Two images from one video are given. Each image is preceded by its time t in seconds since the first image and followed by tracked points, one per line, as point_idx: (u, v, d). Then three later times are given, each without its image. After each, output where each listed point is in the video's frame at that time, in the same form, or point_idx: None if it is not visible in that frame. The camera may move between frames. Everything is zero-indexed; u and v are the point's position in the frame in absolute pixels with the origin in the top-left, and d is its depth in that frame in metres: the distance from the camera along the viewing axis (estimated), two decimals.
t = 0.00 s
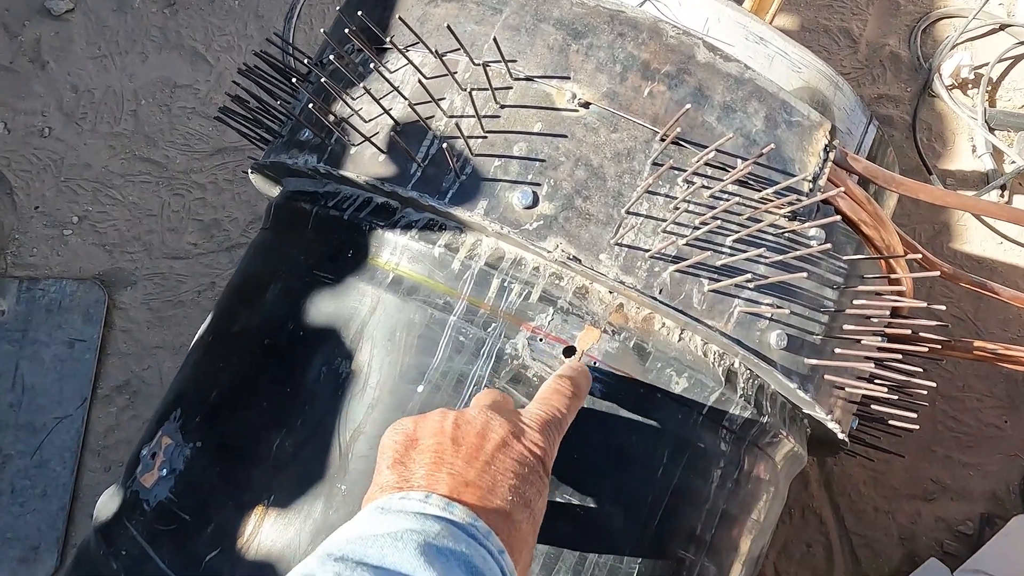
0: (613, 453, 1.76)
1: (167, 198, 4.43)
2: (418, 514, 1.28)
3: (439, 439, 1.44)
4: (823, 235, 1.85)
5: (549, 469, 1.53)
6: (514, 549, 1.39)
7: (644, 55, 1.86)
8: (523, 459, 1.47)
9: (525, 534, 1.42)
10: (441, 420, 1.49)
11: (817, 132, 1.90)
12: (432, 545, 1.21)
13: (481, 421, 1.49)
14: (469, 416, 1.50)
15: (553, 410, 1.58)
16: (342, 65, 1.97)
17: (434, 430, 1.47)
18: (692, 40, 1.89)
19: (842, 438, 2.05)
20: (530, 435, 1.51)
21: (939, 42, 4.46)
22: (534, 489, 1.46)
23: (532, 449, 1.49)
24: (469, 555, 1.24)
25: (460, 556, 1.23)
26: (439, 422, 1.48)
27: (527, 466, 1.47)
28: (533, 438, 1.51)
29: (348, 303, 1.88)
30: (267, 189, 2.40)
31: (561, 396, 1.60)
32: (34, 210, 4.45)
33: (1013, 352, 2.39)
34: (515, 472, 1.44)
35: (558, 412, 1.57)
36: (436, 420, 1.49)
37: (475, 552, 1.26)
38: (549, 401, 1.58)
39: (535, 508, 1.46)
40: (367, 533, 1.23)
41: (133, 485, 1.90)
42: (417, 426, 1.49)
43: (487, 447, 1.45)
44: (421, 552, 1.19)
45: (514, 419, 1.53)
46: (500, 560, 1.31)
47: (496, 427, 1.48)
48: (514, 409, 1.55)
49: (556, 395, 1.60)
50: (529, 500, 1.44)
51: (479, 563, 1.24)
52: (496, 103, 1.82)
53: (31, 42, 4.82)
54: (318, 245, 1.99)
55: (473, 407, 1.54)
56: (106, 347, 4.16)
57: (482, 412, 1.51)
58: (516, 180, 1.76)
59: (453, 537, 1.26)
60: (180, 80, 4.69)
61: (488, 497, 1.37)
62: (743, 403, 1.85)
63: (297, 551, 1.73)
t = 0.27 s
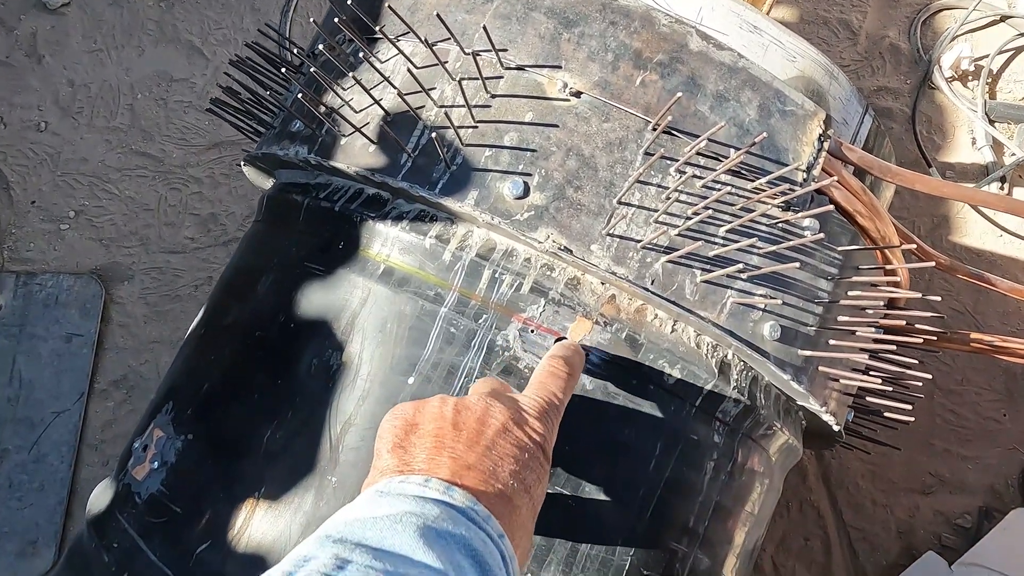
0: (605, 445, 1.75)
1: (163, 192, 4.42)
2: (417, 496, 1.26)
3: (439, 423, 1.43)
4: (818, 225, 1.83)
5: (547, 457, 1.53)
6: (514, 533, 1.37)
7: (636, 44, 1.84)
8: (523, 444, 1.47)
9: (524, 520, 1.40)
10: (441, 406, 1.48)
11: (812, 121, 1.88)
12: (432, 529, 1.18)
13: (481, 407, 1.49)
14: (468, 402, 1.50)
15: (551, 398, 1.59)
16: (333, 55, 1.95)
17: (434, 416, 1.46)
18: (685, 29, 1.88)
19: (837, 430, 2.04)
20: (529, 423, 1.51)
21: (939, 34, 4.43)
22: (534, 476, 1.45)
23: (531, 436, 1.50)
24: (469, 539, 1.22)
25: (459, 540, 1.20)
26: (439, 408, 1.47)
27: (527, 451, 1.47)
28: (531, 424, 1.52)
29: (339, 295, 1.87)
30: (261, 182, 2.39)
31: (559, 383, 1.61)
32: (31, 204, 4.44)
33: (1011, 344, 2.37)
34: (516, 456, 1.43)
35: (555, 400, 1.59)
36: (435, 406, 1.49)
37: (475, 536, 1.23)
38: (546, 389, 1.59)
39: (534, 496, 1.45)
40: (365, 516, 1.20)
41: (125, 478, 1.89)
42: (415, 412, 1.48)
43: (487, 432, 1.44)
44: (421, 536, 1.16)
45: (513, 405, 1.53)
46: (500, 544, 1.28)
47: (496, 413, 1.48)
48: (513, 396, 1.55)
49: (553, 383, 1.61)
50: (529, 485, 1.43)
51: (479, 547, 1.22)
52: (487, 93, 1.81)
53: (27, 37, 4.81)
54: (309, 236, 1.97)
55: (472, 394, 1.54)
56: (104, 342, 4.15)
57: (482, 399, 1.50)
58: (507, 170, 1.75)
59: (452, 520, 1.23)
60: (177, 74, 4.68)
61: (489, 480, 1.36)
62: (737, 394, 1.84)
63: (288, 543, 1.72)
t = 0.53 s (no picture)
0: (605, 439, 1.75)
1: (165, 187, 4.41)
2: (417, 488, 1.26)
3: (439, 414, 1.44)
4: (819, 219, 1.83)
5: (547, 448, 1.53)
6: (515, 522, 1.37)
7: (636, 37, 1.83)
8: (523, 433, 1.47)
9: (526, 510, 1.41)
10: (441, 397, 1.49)
11: (813, 114, 1.87)
12: (433, 521, 1.19)
13: (480, 398, 1.49)
14: (468, 393, 1.51)
15: (551, 387, 1.59)
16: (332, 49, 1.95)
17: (434, 407, 1.47)
18: (686, 21, 1.86)
19: (838, 424, 2.04)
20: (529, 412, 1.52)
21: (943, 27, 4.41)
22: (534, 465, 1.45)
23: (531, 425, 1.50)
24: (469, 531, 1.23)
25: (460, 532, 1.21)
26: (439, 399, 1.48)
27: (528, 440, 1.47)
28: (532, 413, 1.52)
29: (339, 289, 1.87)
30: (261, 177, 2.39)
31: (560, 372, 1.61)
32: (32, 200, 4.43)
33: (1013, 338, 2.36)
34: (515, 446, 1.44)
35: (556, 389, 1.59)
36: (435, 398, 1.50)
37: (476, 527, 1.24)
38: (546, 377, 1.59)
39: (534, 484, 1.45)
40: (364, 508, 1.21)
41: (126, 473, 1.89)
42: (416, 403, 1.49)
43: (487, 422, 1.45)
44: (422, 528, 1.17)
45: (514, 395, 1.53)
46: (499, 534, 1.29)
47: (496, 402, 1.49)
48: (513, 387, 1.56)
49: (552, 371, 1.61)
50: (530, 474, 1.43)
51: (480, 539, 1.23)
52: (487, 86, 1.80)
53: (28, 32, 4.80)
54: (309, 231, 1.97)
55: (472, 385, 1.54)
56: (106, 337, 4.16)
57: (482, 389, 1.51)
58: (507, 164, 1.74)
59: (453, 511, 1.24)
60: (178, 69, 4.67)
61: (489, 468, 1.36)
62: (738, 388, 1.84)
63: (288, 537, 1.72)
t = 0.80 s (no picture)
0: (608, 432, 1.75)
1: (167, 183, 4.41)
2: (403, 477, 1.30)
3: (421, 404, 1.47)
4: (822, 212, 1.82)
5: (536, 425, 1.56)
6: (506, 503, 1.41)
7: (639, 30, 1.83)
8: (506, 412, 1.50)
9: (516, 490, 1.44)
10: (423, 386, 1.52)
11: (817, 107, 1.87)
12: (420, 506, 1.23)
13: (460, 383, 1.53)
14: (449, 380, 1.54)
15: (524, 361, 1.60)
16: (335, 42, 1.95)
17: (417, 397, 1.50)
18: (689, 14, 1.86)
19: (842, 418, 2.04)
20: (511, 391, 1.54)
21: (946, 21, 4.39)
22: (520, 441, 1.49)
23: (514, 404, 1.53)
24: (455, 516, 1.26)
25: (447, 515, 1.25)
26: (420, 389, 1.51)
27: (511, 419, 1.50)
28: (514, 391, 1.55)
29: (342, 283, 1.87)
30: (264, 171, 2.38)
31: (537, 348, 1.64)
32: (35, 195, 4.43)
33: (1017, 332, 2.36)
34: (499, 426, 1.47)
35: (528, 361, 1.60)
36: (416, 389, 1.53)
37: (462, 512, 1.28)
38: (518, 352, 1.61)
39: (523, 459, 1.49)
40: (351, 498, 1.24)
41: (130, 466, 1.89)
42: (398, 396, 1.52)
43: (469, 406, 1.48)
44: (409, 513, 1.20)
45: (493, 376, 1.56)
46: (489, 514, 1.33)
47: (476, 386, 1.52)
48: (490, 367, 1.58)
49: (520, 341, 1.62)
50: (517, 453, 1.47)
51: (466, 522, 1.27)
52: (490, 79, 1.80)
53: (30, 28, 4.80)
54: (312, 225, 1.97)
55: (454, 372, 1.57)
56: (109, 333, 4.16)
57: (461, 376, 1.54)
58: (510, 157, 1.74)
59: (439, 497, 1.28)
60: (179, 65, 4.66)
61: (475, 451, 1.40)
62: (741, 381, 1.83)
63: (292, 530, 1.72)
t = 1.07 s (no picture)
0: (613, 426, 1.74)
1: (170, 179, 4.41)
2: (407, 469, 1.27)
3: (428, 396, 1.45)
4: (828, 206, 1.82)
5: (540, 421, 1.54)
6: (511, 498, 1.38)
7: (645, 23, 1.83)
8: (513, 407, 1.48)
9: (521, 485, 1.42)
10: (430, 377, 1.50)
11: (822, 101, 1.86)
12: (424, 499, 1.20)
13: (467, 376, 1.50)
14: (456, 373, 1.51)
15: (539, 361, 1.59)
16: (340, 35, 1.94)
17: (422, 389, 1.48)
18: (695, 7, 1.85)
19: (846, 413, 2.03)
20: (518, 387, 1.52)
21: (951, 17, 4.38)
22: (525, 436, 1.47)
23: (522, 399, 1.51)
24: (460, 508, 1.23)
25: (451, 509, 1.22)
26: (427, 381, 1.49)
27: (518, 415, 1.48)
28: (521, 387, 1.52)
29: (347, 277, 1.87)
30: (268, 166, 2.38)
31: (547, 346, 1.61)
32: (38, 191, 4.43)
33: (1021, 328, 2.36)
34: (506, 420, 1.45)
35: (544, 361, 1.59)
36: (424, 380, 1.50)
37: (467, 505, 1.25)
38: (538, 353, 1.60)
39: (527, 456, 1.46)
40: (355, 491, 1.21)
41: (135, 459, 1.90)
42: (405, 388, 1.50)
43: (475, 399, 1.46)
44: (413, 506, 1.18)
45: (501, 372, 1.54)
46: (493, 509, 1.30)
47: (484, 380, 1.50)
48: (500, 364, 1.56)
49: (546, 346, 1.62)
50: (523, 447, 1.45)
51: (471, 516, 1.24)
52: (495, 73, 1.80)
53: (33, 24, 4.80)
54: (316, 219, 1.97)
55: (460, 365, 1.55)
56: (112, 329, 4.17)
57: (469, 368, 1.52)
58: (515, 150, 1.74)
59: (443, 489, 1.25)
60: (182, 61, 4.66)
61: (481, 446, 1.37)
62: (746, 376, 1.83)
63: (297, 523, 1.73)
